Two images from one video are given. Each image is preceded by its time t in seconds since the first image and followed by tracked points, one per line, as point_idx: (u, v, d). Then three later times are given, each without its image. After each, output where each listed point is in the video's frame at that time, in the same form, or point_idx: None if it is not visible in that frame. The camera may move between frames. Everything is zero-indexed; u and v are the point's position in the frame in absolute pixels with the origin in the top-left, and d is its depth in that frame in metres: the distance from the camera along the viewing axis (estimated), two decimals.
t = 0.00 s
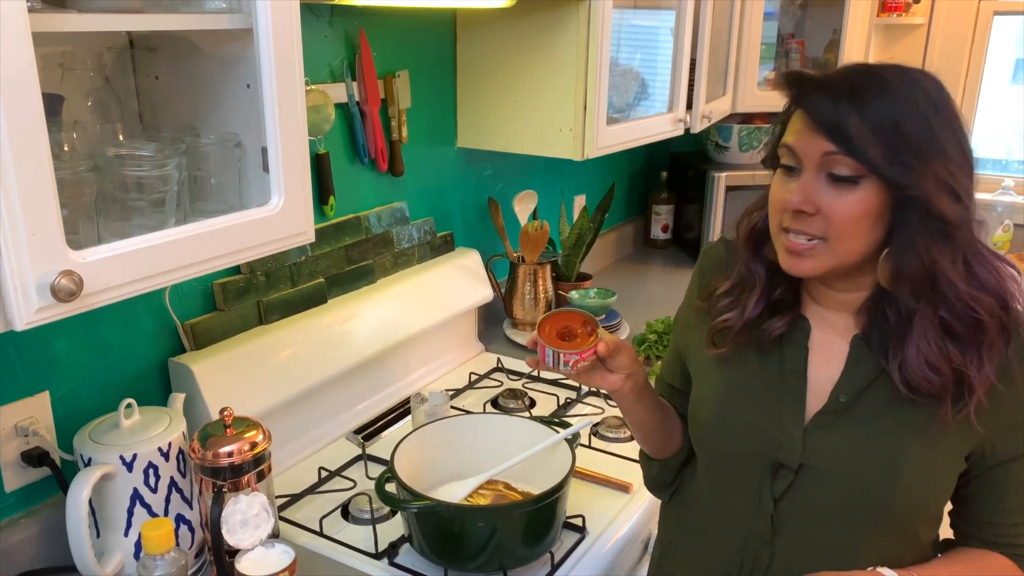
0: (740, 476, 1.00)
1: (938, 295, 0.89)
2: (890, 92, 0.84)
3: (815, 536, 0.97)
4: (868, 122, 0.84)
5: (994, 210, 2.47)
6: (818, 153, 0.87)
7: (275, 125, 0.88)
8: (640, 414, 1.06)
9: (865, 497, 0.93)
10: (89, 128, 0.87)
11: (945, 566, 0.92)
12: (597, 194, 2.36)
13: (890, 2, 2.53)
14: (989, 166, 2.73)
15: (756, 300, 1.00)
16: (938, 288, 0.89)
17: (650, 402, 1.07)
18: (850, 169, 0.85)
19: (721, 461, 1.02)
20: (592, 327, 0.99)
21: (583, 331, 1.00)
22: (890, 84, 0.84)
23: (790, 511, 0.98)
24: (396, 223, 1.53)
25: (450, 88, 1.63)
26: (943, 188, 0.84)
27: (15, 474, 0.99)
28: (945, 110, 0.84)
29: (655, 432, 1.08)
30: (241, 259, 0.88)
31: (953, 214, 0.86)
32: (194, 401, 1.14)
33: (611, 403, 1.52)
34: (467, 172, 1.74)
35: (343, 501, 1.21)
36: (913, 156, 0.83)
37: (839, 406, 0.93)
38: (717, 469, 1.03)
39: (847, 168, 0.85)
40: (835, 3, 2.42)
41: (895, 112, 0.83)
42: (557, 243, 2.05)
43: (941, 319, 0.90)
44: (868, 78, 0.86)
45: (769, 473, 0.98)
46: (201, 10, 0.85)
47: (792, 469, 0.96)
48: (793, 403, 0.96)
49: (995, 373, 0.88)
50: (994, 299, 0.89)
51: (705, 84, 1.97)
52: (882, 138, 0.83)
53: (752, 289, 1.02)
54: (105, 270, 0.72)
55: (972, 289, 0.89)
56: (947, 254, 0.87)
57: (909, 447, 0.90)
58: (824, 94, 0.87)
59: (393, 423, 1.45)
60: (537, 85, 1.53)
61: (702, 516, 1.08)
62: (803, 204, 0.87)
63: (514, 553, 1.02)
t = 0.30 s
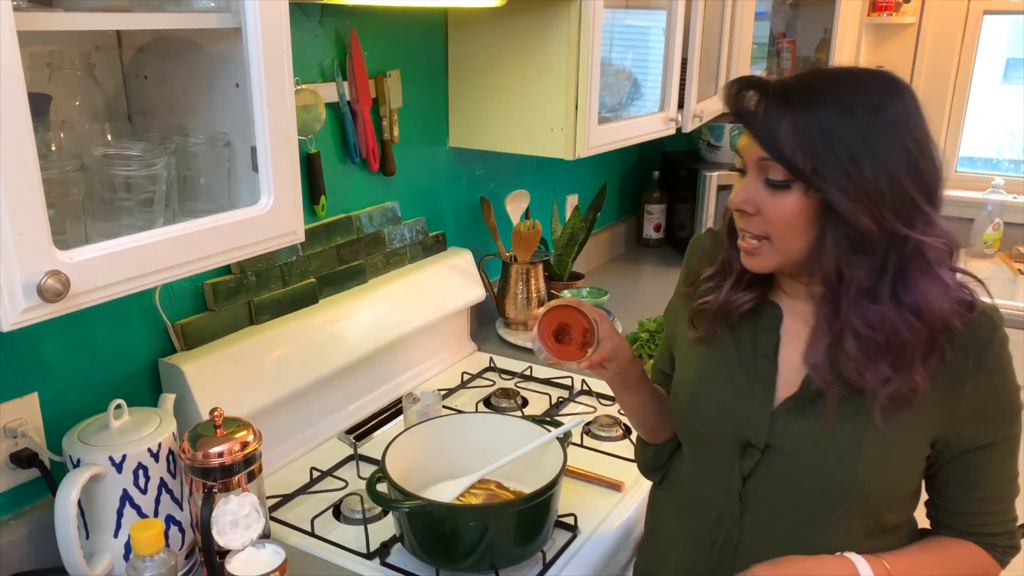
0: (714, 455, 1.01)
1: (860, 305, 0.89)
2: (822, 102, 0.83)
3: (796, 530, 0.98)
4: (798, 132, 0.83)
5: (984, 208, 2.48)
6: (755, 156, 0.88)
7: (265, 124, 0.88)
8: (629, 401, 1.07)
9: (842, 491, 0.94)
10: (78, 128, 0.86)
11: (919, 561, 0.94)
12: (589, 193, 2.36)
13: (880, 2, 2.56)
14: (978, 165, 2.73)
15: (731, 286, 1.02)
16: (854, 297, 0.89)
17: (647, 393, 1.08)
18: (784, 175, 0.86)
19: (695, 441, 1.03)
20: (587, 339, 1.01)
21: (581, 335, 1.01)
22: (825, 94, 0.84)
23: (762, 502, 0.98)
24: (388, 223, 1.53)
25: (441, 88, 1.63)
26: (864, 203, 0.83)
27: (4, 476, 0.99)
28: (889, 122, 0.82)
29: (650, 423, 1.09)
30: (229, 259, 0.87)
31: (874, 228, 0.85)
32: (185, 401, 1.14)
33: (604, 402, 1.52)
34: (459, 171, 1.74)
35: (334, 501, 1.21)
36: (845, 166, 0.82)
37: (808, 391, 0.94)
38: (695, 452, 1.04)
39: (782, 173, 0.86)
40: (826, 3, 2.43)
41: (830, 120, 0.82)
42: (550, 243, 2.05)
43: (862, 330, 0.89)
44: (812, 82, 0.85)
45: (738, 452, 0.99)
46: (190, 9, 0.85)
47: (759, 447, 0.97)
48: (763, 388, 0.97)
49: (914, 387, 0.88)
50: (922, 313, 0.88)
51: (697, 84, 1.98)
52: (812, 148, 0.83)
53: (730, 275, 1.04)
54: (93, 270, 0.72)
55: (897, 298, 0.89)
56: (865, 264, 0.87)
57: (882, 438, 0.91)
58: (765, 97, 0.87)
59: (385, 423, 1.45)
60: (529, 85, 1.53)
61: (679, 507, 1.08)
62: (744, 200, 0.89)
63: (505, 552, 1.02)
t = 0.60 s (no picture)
0: (662, 439, 1.05)
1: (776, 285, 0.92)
2: (730, 93, 0.87)
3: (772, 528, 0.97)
4: (707, 122, 0.88)
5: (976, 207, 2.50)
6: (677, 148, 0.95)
7: (255, 123, 0.87)
8: (603, 382, 1.20)
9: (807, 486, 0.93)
10: (65, 127, 0.85)
11: (866, 555, 0.91)
12: (582, 193, 2.36)
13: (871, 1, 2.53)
14: (969, 164, 2.73)
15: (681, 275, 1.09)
16: (775, 277, 0.92)
17: (619, 370, 1.20)
18: (700, 164, 0.91)
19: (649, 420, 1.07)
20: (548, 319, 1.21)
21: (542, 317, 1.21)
22: (735, 85, 0.87)
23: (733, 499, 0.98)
24: (380, 223, 1.52)
25: (433, 87, 1.62)
26: (766, 183, 0.86)
27: None
28: (798, 104, 0.84)
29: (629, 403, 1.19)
30: (218, 260, 0.86)
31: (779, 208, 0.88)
32: (175, 403, 1.13)
33: (597, 402, 1.52)
34: (451, 171, 1.74)
35: (327, 503, 1.20)
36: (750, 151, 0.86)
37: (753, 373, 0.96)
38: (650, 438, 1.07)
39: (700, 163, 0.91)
40: (818, 2, 2.43)
41: (738, 108, 0.86)
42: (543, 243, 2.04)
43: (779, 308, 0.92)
44: (727, 74, 0.89)
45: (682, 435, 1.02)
46: (178, 7, 0.84)
47: (701, 430, 1.00)
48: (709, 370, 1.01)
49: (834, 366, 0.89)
50: (848, 291, 0.88)
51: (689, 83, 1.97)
52: (718, 138, 0.87)
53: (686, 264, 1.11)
54: (81, 271, 0.71)
55: (819, 275, 0.90)
56: (779, 244, 0.91)
57: (833, 422, 0.91)
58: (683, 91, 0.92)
59: (377, 424, 1.44)
60: (521, 84, 1.53)
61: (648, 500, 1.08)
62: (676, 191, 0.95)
63: (499, 553, 1.01)
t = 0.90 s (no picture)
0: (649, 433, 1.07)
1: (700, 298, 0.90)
2: (680, 104, 0.83)
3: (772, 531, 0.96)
4: (657, 132, 0.86)
5: (970, 205, 2.47)
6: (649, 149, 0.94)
7: (248, 122, 0.86)
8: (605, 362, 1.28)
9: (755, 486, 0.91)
10: (55, 126, 0.84)
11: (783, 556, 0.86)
12: (578, 192, 2.35)
13: None
14: (962, 163, 2.74)
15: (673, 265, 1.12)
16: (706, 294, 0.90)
17: (619, 350, 1.27)
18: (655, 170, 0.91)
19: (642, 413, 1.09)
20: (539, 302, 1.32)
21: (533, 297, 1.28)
22: (692, 94, 0.82)
23: (717, 504, 0.95)
24: (375, 222, 1.51)
25: (428, 86, 1.61)
26: (693, 200, 0.84)
27: None
28: (734, 121, 0.79)
29: (629, 381, 1.27)
30: (212, 260, 0.85)
31: (706, 224, 0.85)
32: (168, 404, 1.11)
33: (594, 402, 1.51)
34: (446, 170, 1.73)
35: (322, 505, 1.19)
36: (682, 168, 0.84)
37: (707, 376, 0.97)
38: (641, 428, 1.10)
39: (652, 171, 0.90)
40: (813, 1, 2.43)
41: (679, 119, 0.83)
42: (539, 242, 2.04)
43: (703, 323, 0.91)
44: (684, 79, 0.85)
45: (659, 430, 1.04)
46: (170, 3, 0.83)
47: (673, 429, 1.01)
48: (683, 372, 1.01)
49: (761, 379, 0.87)
50: (774, 319, 0.84)
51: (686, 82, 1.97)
52: (662, 150, 0.86)
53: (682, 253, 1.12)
54: (72, 272, 0.70)
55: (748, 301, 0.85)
56: (710, 258, 0.89)
57: (780, 425, 0.88)
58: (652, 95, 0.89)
59: (373, 425, 1.43)
60: (517, 84, 1.52)
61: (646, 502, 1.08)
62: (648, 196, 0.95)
63: (495, 555, 1.00)
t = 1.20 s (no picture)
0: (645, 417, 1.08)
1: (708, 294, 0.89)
2: (702, 95, 0.82)
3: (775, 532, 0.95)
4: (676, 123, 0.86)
5: (969, 203, 2.47)
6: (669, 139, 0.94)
7: (249, 120, 0.86)
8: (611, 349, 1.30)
9: (739, 489, 0.91)
10: (53, 124, 0.83)
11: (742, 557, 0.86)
12: (577, 190, 2.35)
13: None
14: (959, 162, 2.74)
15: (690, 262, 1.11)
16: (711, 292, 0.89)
17: (624, 337, 1.29)
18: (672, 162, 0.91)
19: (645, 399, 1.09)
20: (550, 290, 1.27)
21: (543, 283, 1.27)
22: (717, 85, 0.82)
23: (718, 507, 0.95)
24: (373, 221, 1.50)
25: (427, 83, 1.61)
26: (707, 195, 0.84)
27: None
28: (754, 118, 0.79)
29: (636, 366, 1.30)
30: (212, 259, 0.84)
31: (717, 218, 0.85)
32: (167, 404, 1.10)
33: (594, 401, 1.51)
34: (445, 168, 1.72)
35: (322, 506, 1.19)
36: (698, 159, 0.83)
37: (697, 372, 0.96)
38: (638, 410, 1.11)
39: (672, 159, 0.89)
40: None
41: (701, 109, 0.82)
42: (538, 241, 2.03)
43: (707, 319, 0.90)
44: (711, 68, 0.84)
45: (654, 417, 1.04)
46: None
47: (664, 416, 1.01)
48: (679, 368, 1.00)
49: (739, 382, 0.87)
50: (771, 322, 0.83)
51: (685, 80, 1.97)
52: (679, 141, 0.85)
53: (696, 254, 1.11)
54: (70, 271, 0.69)
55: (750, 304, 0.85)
56: (720, 257, 0.88)
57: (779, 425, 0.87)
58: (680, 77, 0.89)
59: (372, 425, 1.42)
60: (517, 82, 1.51)
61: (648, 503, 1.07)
62: (663, 186, 0.95)
63: (497, 556, 1.00)
